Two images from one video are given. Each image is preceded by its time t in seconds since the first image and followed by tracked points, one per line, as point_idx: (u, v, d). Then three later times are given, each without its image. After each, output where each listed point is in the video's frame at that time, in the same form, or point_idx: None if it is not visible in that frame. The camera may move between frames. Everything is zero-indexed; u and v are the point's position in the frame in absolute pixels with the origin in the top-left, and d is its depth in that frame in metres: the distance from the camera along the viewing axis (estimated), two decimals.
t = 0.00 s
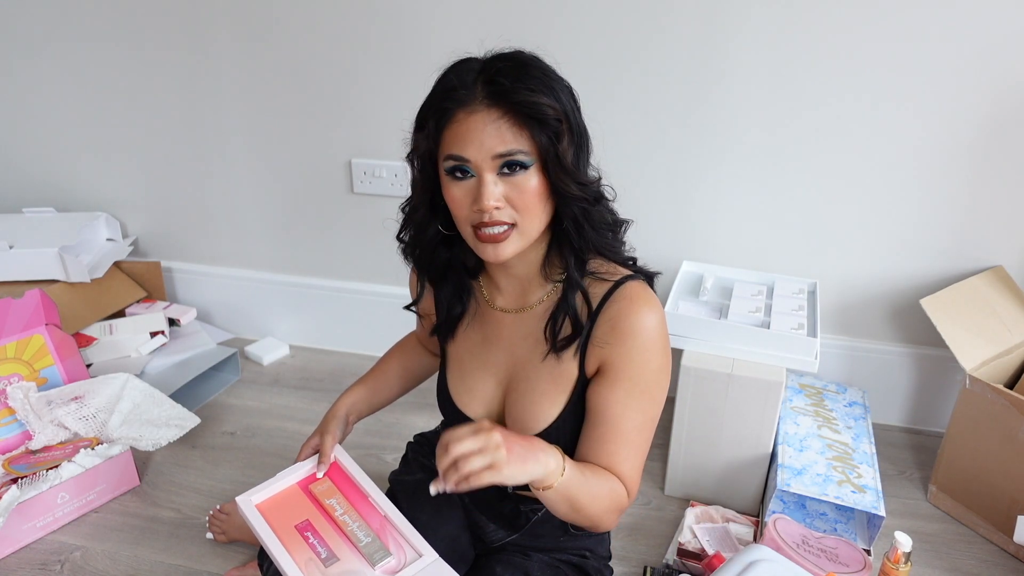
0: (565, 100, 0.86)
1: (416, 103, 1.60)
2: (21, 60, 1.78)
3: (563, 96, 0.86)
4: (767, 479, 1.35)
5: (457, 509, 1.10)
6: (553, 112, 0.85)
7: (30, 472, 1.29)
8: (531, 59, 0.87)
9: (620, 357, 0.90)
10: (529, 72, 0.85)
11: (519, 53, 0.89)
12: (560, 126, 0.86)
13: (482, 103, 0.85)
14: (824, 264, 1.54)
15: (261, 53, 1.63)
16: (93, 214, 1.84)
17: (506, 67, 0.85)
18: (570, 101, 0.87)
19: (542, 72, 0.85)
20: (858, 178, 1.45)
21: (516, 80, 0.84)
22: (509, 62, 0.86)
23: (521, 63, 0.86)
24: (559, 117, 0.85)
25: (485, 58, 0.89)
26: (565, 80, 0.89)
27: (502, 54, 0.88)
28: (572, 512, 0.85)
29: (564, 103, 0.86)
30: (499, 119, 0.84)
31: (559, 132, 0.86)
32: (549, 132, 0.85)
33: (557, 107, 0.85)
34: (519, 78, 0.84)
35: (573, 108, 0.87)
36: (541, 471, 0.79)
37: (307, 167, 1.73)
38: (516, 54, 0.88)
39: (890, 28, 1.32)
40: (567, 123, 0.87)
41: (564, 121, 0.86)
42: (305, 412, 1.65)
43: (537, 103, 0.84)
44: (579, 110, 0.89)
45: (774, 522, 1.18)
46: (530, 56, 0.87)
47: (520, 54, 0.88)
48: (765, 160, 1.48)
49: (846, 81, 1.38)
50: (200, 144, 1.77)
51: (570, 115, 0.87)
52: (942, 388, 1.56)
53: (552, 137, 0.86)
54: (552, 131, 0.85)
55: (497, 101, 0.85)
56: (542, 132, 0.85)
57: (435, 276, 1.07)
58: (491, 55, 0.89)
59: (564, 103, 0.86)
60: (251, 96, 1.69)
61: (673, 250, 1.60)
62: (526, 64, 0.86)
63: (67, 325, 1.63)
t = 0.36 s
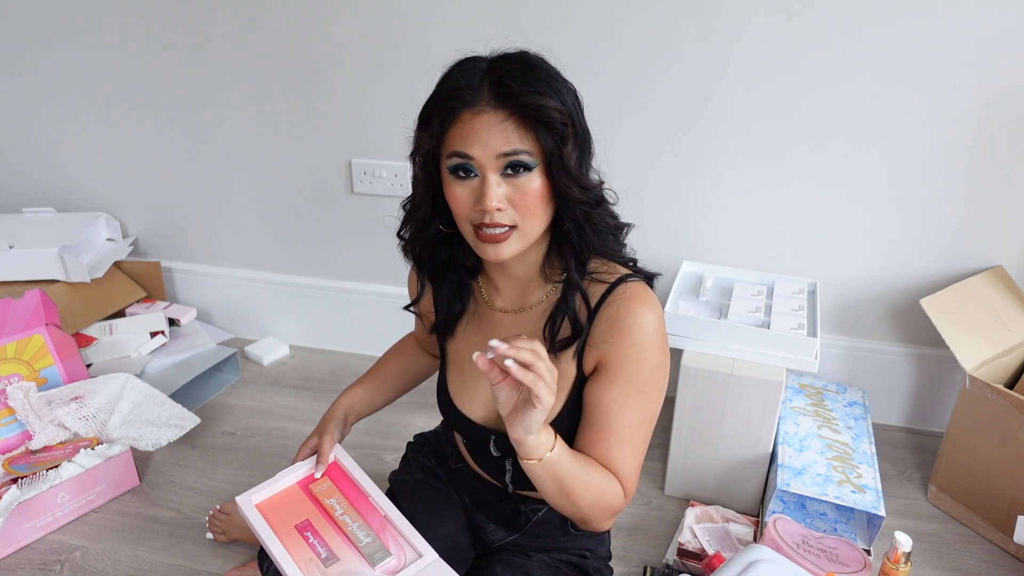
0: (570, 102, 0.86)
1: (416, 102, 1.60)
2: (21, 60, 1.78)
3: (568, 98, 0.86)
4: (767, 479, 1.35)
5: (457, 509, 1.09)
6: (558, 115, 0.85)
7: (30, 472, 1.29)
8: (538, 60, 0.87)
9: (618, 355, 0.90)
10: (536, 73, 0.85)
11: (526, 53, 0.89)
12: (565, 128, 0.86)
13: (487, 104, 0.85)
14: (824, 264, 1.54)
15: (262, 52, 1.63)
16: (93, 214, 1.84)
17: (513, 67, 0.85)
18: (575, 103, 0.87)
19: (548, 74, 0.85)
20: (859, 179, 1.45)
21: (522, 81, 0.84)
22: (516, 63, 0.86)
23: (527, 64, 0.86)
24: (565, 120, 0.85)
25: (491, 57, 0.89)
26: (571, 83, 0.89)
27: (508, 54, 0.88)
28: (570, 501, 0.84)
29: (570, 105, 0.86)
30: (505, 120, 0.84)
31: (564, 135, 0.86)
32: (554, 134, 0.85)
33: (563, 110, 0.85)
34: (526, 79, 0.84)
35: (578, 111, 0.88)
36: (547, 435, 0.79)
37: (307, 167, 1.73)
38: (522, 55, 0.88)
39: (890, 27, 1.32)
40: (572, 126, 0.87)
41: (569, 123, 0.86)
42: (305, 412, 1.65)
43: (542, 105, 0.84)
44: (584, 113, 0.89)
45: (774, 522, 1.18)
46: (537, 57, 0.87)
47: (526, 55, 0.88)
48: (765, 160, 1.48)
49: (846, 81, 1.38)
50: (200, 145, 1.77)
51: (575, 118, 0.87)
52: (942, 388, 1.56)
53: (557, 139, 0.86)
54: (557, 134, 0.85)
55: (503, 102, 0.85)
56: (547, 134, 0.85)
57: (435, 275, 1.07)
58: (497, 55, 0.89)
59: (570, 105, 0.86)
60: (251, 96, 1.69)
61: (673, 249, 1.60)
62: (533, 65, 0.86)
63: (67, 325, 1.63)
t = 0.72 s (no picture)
0: (557, 109, 0.84)
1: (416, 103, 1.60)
2: (21, 60, 1.78)
3: (555, 105, 0.84)
4: (767, 479, 1.35)
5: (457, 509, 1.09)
6: (543, 126, 0.83)
7: (30, 472, 1.29)
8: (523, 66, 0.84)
9: (620, 354, 0.90)
10: (519, 83, 0.83)
11: (512, 56, 0.86)
12: (552, 137, 0.84)
13: (470, 117, 0.83)
14: (824, 264, 1.54)
15: (262, 53, 1.64)
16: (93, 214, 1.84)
17: (497, 77, 0.83)
18: (562, 109, 0.85)
19: (533, 82, 0.83)
20: (858, 179, 1.45)
21: (506, 93, 0.82)
22: (500, 70, 0.84)
23: (511, 71, 0.84)
24: (549, 129, 0.83)
25: (477, 62, 0.86)
26: (559, 84, 0.87)
27: (495, 58, 0.86)
28: (574, 505, 0.85)
29: (556, 112, 0.84)
30: (489, 134, 0.83)
31: (549, 145, 0.84)
32: (540, 146, 0.84)
33: (548, 120, 0.83)
34: (510, 90, 0.82)
35: (567, 116, 0.85)
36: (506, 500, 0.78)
37: (307, 167, 1.73)
38: (508, 59, 0.85)
39: (890, 27, 1.32)
40: (560, 133, 0.85)
41: (556, 132, 0.84)
42: (305, 412, 1.65)
43: (526, 117, 0.82)
44: (573, 116, 0.87)
45: (774, 522, 1.18)
46: (522, 62, 0.84)
47: (512, 60, 0.85)
48: (765, 160, 1.48)
49: (845, 81, 1.38)
50: (201, 144, 1.77)
51: (563, 125, 0.85)
52: (942, 388, 1.56)
53: (543, 150, 0.84)
54: (544, 145, 0.84)
55: (486, 115, 0.83)
56: (531, 146, 0.84)
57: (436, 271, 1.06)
58: (483, 59, 0.86)
59: (556, 112, 0.84)
60: (251, 96, 1.69)
61: (673, 250, 1.60)
62: (517, 72, 0.83)
63: (67, 326, 1.63)
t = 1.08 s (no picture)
0: (530, 138, 0.80)
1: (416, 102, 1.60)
2: (21, 60, 1.78)
3: (527, 134, 0.80)
4: (767, 479, 1.35)
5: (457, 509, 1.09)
6: (504, 157, 0.80)
7: (30, 472, 1.29)
8: (508, 83, 0.80)
9: (620, 354, 0.90)
10: (493, 106, 0.79)
11: (508, 65, 0.81)
12: (516, 168, 0.81)
13: (440, 132, 0.82)
14: (824, 264, 1.54)
15: (262, 53, 1.64)
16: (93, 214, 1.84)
17: (474, 93, 0.80)
18: (537, 139, 0.80)
19: (508, 107, 0.79)
20: (858, 179, 1.45)
21: (474, 115, 0.79)
22: (479, 86, 0.80)
23: (489, 90, 0.80)
24: (510, 160, 0.80)
25: (472, 67, 0.82)
26: (549, 105, 0.81)
27: (488, 67, 0.81)
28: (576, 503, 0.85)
29: (527, 141, 0.80)
30: (455, 152, 0.81)
31: (509, 174, 0.81)
32: (500, 176, 0.81)
33: (512, 151, 0.79)
34: (480, 113, 0.79)
35: (542, 145, 0.81)
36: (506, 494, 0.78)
37: (307, 167, 1.73)
38: (499, 72, 0.80)
39: (890, 27, 1.32)
40: (527, 165, 0.81)
41: (521, 164, 0.81)
42: (305, 412, 1.65)
43: (487, 146, 0.79)
44: (553, 144, 0.82)
45: (775, 522, 1.18)
46: (508, 80, 0.80)
47: (502, 73, 0.80)
48: (764, 160, 1.48)
49: (845, 81, 1.38)
50: (201, 145, 1.77)
51: (535, 154, 0.81)
52: (942, 388, 1.56)
53: (504, 179, 0.82)
54: (505, 174, 0.81)
55: (453, 134, 0.81)
56: (489, 174, 0.81)
57: (438, 263, 1.06)
58: (477, 65, 0.82)
59: (523, 143, 0.80)
60: (251, 96, 1.69)
61: (673, 250, 1.60)
62: (495, 92, 0.79)
63: (67, 325, 1.63)
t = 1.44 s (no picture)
0: (518, 147, 0.79)
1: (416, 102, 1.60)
2: (20, 60, 1.78)
3: (516, 143, 0.79)
4: (767, 479, 1.35)
5: (457, 509, 1.10)
6: (491, 168, 0.79)
7: (30, 472, 1.29)
8: (499, 91, 0.79)
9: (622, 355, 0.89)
10: (481, 114, 0.78)
11: (502, 71, 0.80)
12: (503, 178, 0.80)
13: (430, 138, 0.82)
14: (824, 264, 1.54)
15: (261, 53, 1.64)
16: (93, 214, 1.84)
17: (463, 101, 0.79)
18: (526, 148, 0.79)
19: (497, 115, 0.78)
20: (858, 179, 1.45)
21: (462, 123, 0.79)
22: (469, 96, 0.79)
23: (479, 98, 0.79)
24: (497, 170, 0.79)
25: (467, 70, 0.81)
26: (541, 113, 0.80)
27: (481, 72, 0.80)
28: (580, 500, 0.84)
29: (516, 150, 0.79)
30: (444, 159, 0.81)
31: (495, 184, 0.81)
32: (486, 184, 0.81)
33: (498, 160, 0.79)
34: (469, 121, 0.79)
35: (531, 154, 0.80)
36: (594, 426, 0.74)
37: (307, 168, 1.73)
38: (491, 78, 0.79)
39: (890, 27, 1.32)
40: (515, 174, 0.80)
41: (508, 173, 0.80)
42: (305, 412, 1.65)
43: (473, 154, 0.79)
44: (543, 153, 0.80)
45: (774, 522, 1.18)
46: (499, 87, 0.78)
47: (494, 80, 0.79)
48: (764, 160, 1.48)
49: (845, 81, 1.38)
50: (201, 145, 1.77)
51: (523, 163, 0.80)
52: (942, 388, 1.56)
53: (491, 187, 0.81)
54: (492, 183, 0.81)
55: (441, 142, 0.81)
56: (476, 183, 0.81)
57: (438, 262, 1.06)
58: (472, 70, 0.81)
59: (511, 154, 0.79)
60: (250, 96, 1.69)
61: (673, 250, 1.60)
62: (485, 100, 0.78)
63: (67, 326, 1.63)
